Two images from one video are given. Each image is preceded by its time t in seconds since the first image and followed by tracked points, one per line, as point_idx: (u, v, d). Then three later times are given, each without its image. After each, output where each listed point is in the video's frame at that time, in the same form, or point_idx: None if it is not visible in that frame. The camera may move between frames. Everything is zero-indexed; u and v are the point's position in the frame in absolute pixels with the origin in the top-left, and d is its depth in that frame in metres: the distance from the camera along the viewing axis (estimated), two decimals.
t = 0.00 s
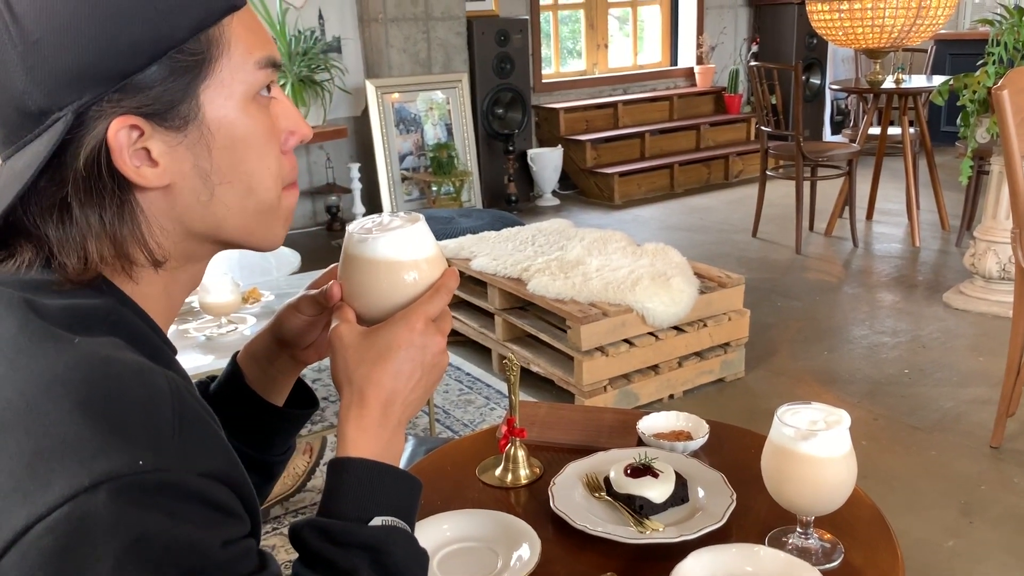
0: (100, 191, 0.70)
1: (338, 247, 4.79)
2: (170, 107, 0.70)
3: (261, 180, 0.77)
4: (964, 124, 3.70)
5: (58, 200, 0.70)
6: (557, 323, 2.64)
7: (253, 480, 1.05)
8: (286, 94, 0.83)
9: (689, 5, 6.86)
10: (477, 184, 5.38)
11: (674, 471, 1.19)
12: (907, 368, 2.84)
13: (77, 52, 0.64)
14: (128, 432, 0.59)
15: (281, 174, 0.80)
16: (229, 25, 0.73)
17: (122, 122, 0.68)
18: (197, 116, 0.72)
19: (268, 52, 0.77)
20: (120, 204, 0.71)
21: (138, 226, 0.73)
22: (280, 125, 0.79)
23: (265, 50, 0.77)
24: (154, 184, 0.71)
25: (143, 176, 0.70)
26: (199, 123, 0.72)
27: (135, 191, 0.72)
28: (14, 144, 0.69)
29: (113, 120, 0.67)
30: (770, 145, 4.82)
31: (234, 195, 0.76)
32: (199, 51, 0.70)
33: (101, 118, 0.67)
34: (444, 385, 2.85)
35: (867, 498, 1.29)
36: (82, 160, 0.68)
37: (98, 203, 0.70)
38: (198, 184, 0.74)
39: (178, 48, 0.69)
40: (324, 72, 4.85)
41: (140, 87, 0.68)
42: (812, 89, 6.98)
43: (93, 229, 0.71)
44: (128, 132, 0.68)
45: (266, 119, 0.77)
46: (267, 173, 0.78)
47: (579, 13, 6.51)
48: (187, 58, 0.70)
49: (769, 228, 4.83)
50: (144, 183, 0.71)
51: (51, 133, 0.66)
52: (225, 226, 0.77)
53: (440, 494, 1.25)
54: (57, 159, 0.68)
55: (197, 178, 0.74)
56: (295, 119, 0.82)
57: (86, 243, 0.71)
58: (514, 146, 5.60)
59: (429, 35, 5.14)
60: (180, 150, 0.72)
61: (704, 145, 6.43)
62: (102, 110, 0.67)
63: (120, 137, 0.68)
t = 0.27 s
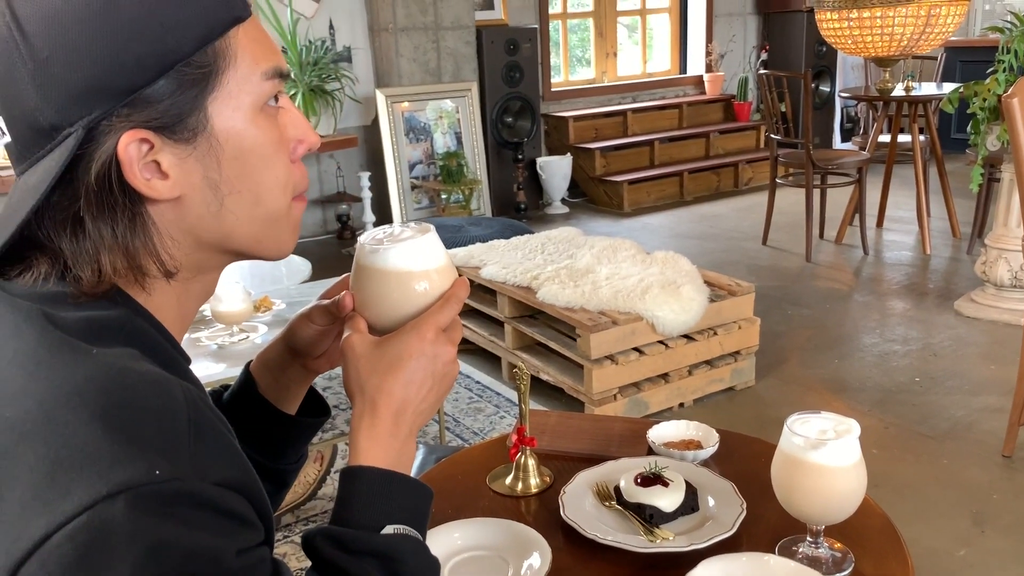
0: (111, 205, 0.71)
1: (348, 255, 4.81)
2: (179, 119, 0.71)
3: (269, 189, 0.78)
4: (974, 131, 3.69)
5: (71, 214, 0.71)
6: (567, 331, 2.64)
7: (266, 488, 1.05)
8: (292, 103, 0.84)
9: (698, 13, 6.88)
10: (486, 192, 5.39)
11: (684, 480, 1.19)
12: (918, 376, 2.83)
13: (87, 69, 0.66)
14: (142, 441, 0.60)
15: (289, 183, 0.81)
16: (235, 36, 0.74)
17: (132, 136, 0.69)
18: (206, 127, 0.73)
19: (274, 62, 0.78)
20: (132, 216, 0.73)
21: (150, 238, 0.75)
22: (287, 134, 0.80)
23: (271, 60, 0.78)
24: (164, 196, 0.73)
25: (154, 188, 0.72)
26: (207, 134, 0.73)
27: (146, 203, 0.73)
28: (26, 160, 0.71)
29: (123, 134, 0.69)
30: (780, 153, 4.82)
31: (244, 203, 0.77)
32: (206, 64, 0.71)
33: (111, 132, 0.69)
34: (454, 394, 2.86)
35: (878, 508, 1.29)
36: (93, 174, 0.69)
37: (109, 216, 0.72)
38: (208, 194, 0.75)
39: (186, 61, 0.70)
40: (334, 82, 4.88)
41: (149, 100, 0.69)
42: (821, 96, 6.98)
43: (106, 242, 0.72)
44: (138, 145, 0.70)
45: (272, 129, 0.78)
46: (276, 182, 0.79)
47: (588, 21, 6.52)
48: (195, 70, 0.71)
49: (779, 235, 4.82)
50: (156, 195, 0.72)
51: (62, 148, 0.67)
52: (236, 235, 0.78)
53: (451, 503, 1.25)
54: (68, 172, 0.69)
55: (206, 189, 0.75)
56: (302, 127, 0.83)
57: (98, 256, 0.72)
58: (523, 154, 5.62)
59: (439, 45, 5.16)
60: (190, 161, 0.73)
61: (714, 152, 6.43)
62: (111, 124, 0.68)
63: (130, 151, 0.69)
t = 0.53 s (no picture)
0: (124, 215, 0.72)
1: (358, 262, 4.82)
2: (192, 131, 0.72)
3: (281, 201, 0.79)
4: (985, 139, 3.67)
5: (86, 224, 0.72)
6: (576, 339, 2.64)
7: (276, 495, 1.06)
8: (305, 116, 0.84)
9: (708, 20, 6.88)
10: (496, 200, 5.41)
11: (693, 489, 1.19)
12: (929, 385, 2.82)
13: (102, 81, 0.67)
14: (155, 450, 0.60)
15: (300, 195, 0.81)
16: (248, 50, 0.75)
17: (145, 147, 0.70)
18: (219, 139, 0.74)
19: (287, 75, 0.79)
20: (145, 226, 0.73)
21: (163, 249, 0.75)
22: (300, 146, 0.81)
23: (285, 73, 0.79)
24: (176, 207, 0.73)
25: (166, 199, 0.72)
26: (219, 146, 0.74)
27: (159, 214, 0.74)
28: (43, 171, 0.72)
29: (136, 146, 0.70)
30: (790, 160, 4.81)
31: (256, 215, 0.78)
32: (219, 77, 0.72)
33: (125, 144, 0.69)
34: (463, 401, 2.86)
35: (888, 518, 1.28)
36: (106, 184, 0.70)
37: (122, 226, 0.72)
38: (219, 206, 0.76)
39: (199, 74, 0.71)
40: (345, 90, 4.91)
41: (163, 113, 0.70)
42: (832, 103, 6.96)
43: (120, 252, 0.73)
44: (151, 157, 0.70)
45: (284, 141, 0.78)
46: (287, 194, 0.79)
47: (598, 28, 6.54)
48: (208, 84, 0.72)
49: (789, 243, 4.81)
50: (168, 206, 0.73)
51: (77, 160, 0.68)
52: (247, 246, 0.79)
53: (460, 511, 1.26)
54: (84, 183, 0.70)
55: (218, 200, 0.75)
56: (315, 139, 0.83)
57: (112, 265, 0.73)
58: (533, 161, 5.63)
59: (449, 53, 5.18)
60: (202, 173, 0.74)
61: (724, 159, 6.42)
62: (125, 136, 0.69)
63: (143, 163, 0.70)
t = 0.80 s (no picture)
0: (136, 217, 0.72)
1: (364, 267, 4.83)
2: (207, 136, 0.72)
3: (290, 210, 0.79)
4: (995, 145, 3.65)
5: (98, 224, 0.72)
6: (582, 343, 2.64)
7: (281, 498, 1.06)
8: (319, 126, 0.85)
9: (715, 26, 6.88)
10: (502, 204, 5.41)
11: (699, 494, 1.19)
12: (937, 391, 2.80)
13: (121, 81, 0.68)
14: (161, 453, 0.60)
15: (309, 204, 0.81)
16: (268, 59, 0.75)
17: (160, 149, 0.70)
18: (232, 145, 0.74)
19: (303, 86, 0.79)
20: (155, 228, 0.73)
21: (171, 251, 0.75)
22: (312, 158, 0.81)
23: (302, 83, 0.79)
24: (187, 210, 0.73)
25: (177, 202, 0.72)
26: (233, 152, 0.74)
27: (169, 217, 0.74)
28: (57, 168, 0.72)
29: (151, 148, 0.70)
30: (798, 166, 4.80)
31: (266, 222, 0.78)
32: (237, 84, 0.73)
33: (140, 145, 0.70)
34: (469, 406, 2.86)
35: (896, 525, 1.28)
36: (119, 185, 0.70)
37: (132, 227, 0.72)
38: (230, 211, 0.76)
39: (217, 80, 0.71)
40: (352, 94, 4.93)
41: (180, 116, 0.70)
42: (840, 109, 6.95)
43: (130, 252, 0.73)
44: (165, 159, 0.71)
45: (297, 152, 0.79)
46: (296, 204, 0.80)
47: (605, 34, 6.55)
48: (226, 89, 0.72)
49: (797, 249, 4.80)
50: (179, 209, 0.73)
51: (92, 158, 0.69)
52: (253, 254, 0.79)
53: (465, 515, 1.25)
54: (98, 182, 0.71)
55: (229, 206, 0.76)
56: (327, 152, 0.84)
57: (121, 265, 0.73)
58: (540, 166, 5.64)
59: (456, 58, 5.19)
60: (214, 177, 0.74)
61: (731, 165, 6.41)
62: (141, 137, 0.70)
63: (157, 164, 0.70)
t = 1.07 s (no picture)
0: (143, 221, 0.73)
1: (369, 270, 4.84)
2: (208, 135, 0.73)
3: (296, 203, 0.79)
4: (1000, 152, 3.66)
5: (105, 228, 0.73)
6: (587, 347, 2.64)
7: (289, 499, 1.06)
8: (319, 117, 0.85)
9: (721, 31, 6.89)
10: (507, 208, 5.42)
11: (704, 497, 1.19)
12: (941, 398, 2.80)
13: (116, 86, 0.68)
14: (176, 449, 0.61)
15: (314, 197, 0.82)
16: (262, 53, 0.75)
17: (162, 152, 0.71)
18: (233, 142, 0.74)
19: (302, 75, 0.79)
20: (163, 230, 0.74)
21: (181, 254, 0.76)
22: (315, 148, 0.81)
23: (300, 73, 0.79)
24: (195, 211, 0.74)
25: (185, 204, 0.73)
26: (237, 150, 0.74)
27: (177, 218, 0.75)
28: (61, 177, 0.73)
29: (152, 151, 0.71)
30: (803, 172, 4.80)
31: (274, 218, 0.78)
32: (233, 80, 0.73)
33: (141, 149, 0.71)
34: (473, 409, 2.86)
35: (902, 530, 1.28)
36: (124, 190, 0.71)
37: (140, 230, 0.73)
38: (237, 209, 0.76)
39: (213, 78, 0.72)
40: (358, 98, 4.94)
41: (180, 116, 0.71)
42: (845, 115, 6.95)
43: (141, 254, 0.74)
44: (168, 161, 0.71)
45: (301, 144, 0.79)
46: (302, 197, 0.80)
47: (610, 39, 6.56)
48: (222, 87, 0.72)
49: (802, 254, 4.80)
50: (187, 210, 0.73)
51: (95, 165, 0.69)
52: (264, 250, 0.79)
53: (471, 518, 1.26)
54: (102, 187, 0.71)
55: (236, 203, 0.76)
56: (332, 141, 0.84)
57: (132, 270, 0.74)
58: (545, 170, 5.65)
59: (462, 62, 5.20)
60: (219, 175, 0.74)
61: (736, 170, 6.42)
62: (142, 141, 0.70)
63: (160, 167, 0.71)
